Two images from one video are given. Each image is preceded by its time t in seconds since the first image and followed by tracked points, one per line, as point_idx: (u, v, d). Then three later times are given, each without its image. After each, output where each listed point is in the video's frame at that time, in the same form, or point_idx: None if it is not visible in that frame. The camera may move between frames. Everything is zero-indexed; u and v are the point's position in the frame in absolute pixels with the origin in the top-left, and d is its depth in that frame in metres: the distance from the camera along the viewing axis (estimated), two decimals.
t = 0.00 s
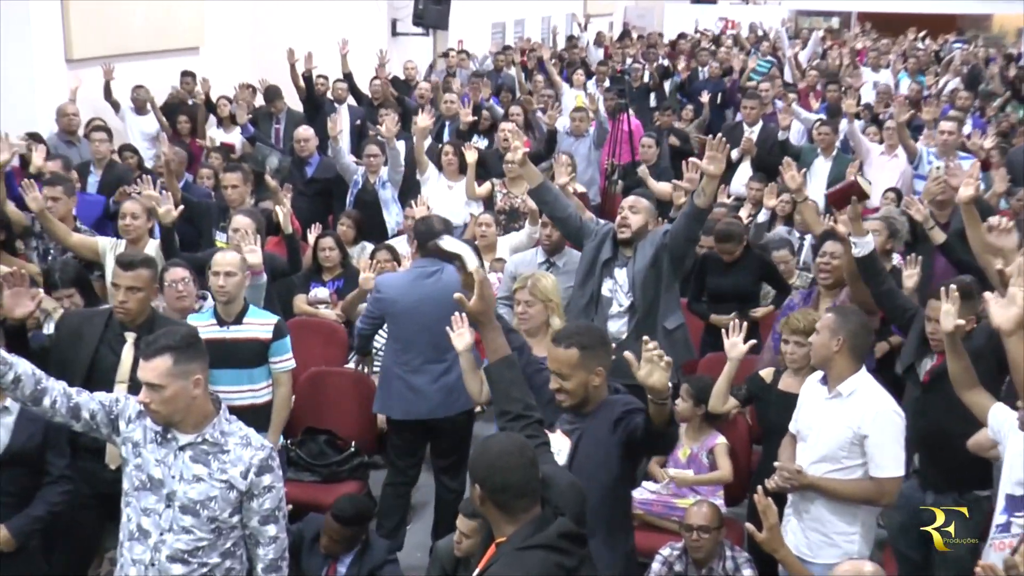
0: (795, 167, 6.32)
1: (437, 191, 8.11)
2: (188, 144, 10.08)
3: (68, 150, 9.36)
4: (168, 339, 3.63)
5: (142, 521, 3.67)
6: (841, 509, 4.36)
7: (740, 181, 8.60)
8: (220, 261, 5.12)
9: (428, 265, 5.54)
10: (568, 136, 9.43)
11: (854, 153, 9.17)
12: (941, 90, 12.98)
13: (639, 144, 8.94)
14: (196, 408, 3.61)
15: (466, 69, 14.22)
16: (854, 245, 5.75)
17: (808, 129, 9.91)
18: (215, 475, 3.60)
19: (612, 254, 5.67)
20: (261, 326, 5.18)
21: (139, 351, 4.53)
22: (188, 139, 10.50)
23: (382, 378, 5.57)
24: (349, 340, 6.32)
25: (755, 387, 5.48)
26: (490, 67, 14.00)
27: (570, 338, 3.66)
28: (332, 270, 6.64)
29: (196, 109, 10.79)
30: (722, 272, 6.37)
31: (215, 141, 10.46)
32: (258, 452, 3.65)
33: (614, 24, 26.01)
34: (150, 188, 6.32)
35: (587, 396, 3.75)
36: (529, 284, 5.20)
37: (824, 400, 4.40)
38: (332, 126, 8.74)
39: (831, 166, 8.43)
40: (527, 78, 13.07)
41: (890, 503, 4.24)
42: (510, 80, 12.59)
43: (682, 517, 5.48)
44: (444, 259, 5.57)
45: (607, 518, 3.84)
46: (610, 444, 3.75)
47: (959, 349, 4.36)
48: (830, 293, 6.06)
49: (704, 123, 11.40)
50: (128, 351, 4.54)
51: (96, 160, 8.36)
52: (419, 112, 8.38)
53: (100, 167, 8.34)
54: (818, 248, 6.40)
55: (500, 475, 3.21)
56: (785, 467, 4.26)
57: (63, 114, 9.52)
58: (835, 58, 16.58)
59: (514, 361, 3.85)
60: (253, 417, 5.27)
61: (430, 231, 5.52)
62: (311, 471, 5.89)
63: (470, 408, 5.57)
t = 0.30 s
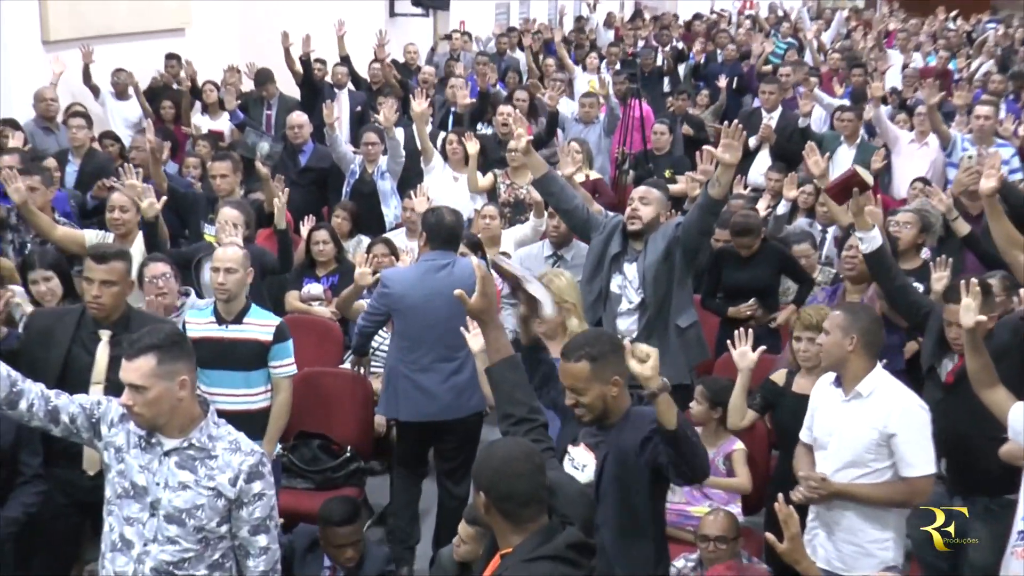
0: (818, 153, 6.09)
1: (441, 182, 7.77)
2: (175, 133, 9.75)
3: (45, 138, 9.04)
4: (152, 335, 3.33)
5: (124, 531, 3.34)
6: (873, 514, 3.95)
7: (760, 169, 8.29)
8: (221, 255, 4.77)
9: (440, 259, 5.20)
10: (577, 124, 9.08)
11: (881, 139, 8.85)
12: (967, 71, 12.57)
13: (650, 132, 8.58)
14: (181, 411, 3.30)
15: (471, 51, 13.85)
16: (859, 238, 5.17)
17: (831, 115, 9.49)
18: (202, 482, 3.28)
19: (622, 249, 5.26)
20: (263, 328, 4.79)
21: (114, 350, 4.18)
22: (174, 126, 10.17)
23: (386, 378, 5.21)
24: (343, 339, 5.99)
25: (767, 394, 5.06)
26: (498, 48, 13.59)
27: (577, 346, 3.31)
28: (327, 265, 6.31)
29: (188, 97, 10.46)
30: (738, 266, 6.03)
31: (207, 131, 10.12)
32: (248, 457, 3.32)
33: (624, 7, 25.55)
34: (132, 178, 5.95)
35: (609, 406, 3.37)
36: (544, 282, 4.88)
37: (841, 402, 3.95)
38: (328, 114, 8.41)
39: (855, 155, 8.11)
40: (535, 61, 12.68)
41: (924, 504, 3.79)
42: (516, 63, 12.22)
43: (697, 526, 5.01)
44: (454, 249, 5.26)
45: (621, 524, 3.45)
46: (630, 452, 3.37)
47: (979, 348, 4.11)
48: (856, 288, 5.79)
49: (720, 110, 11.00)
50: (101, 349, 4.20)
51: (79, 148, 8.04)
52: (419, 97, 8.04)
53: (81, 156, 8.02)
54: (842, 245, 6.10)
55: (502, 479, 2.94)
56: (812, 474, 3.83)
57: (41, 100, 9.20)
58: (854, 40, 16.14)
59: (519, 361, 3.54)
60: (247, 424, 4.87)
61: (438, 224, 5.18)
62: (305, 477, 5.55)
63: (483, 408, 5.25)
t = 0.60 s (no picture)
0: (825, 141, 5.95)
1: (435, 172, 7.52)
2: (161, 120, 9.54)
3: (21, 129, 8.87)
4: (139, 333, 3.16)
5: (104, 538, 3.14)
6: (898, 518, 3.73)
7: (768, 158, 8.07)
8: (218, 251, 4.50)
9: (438, 251, 4.95)
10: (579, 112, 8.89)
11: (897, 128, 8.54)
12: (983, 52, 12.27)
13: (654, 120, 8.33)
14: (162, 411, 3.11)
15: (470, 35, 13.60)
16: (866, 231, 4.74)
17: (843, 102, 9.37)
18: (186, 487, 3.10)
19: (625, 242, 4.99)
20: (257, 327, 4.49)
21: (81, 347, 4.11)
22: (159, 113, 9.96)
23: (383, 376, 4.96)
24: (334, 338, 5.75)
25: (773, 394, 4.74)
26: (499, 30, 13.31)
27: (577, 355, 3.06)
28: (317, 260, 6.07)
29: (173, 82, 10.25)
30: (746, 260, 5.79)
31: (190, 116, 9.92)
32: (235, 461, 3.14)
33: None
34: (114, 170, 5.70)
35: (621, 417, 3.11)
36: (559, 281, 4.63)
37: (859, 406, 3.72)
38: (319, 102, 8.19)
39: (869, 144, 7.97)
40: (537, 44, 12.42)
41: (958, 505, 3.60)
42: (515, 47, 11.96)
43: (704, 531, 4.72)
44: (454, 242, 4.99)
45: (625, 544, 3.20)
46: (641, 460, 3.12)
47: (987, 348, 3.94)
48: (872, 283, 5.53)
49: (728, 96, 10.73)
50: (70, 347, 4.11)
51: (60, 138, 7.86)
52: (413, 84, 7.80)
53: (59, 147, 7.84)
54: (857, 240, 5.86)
55: (503, 485, 2.72)
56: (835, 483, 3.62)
57: (17, 87, 9.01)
58: (864, 23, 15.84)
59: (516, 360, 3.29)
60: (235, 428, 4.52)
61: (437, 217, 4.92)
62: (294, 482, 5.25)
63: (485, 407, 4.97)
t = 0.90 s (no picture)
0: (827, 133, 5.71)
1: (422, 165, 7.25)
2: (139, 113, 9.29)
3: None
4: (119, 334, 3.03)
5: (78, 549, 3.02)
6: (919, 535, 3.51)
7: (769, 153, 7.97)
8: (199, 249, 4.21)
9: (426, 247, 4.71)
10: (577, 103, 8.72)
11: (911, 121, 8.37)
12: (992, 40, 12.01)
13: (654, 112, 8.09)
14: (130, 416, 2.97)
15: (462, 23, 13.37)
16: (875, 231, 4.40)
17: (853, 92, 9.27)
18: (161, 499, 2.97)
19: (624, 239, 4.74)
20: (239, 329, 4.20)
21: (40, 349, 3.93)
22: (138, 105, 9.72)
23: (367, 375, 4.71)
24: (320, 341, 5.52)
25: (774, 402, 4.42)
26: (495, 17, 13.05)
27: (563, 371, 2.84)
28: (302, 258, 5.85)
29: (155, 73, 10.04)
30: (750, 257, 5.56)
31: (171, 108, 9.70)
32: (214, 473, 2.99)
33: None
34: (90, 165, 5.45)
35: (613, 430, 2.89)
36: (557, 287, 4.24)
37: (887, 412, 3.53)
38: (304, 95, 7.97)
39: (878, 136, 7.79)
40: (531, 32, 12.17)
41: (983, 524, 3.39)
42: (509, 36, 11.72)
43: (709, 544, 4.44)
44: (444, 238, 4.75)
45: (625, 555, 2.89)
46: (638, 474, 2.87)
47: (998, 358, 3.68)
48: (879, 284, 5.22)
49: (730, 86, 10.47)
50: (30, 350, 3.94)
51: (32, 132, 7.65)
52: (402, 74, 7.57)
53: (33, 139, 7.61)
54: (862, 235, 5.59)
55: (496, 488, 2.51)
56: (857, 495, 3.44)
57: None
58: (867, 11, 15.59)
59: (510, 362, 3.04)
60: (212, 435, 4.23)
61: (427, 212, 4.69)
62: (276, 491, 4.98)
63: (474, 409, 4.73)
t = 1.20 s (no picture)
0: (831, 122, 5.47)
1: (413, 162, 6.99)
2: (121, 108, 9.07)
3: None
4: (94, 338, 2.94)
5: (53, 561, 2.97)
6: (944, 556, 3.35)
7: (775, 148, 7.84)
8: (176, 248, 3.97)
9: (412, 244, 4.48)
10: (577, 97, 8.50)
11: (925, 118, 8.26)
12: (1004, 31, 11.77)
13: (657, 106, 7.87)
14: (99, 422, 2.90)
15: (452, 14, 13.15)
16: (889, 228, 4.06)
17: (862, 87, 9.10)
18: (136, 512, 2.90)
19: (624, 239, 4.48)
20: (223, 332, 3.99)
21: None
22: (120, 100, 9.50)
23: (355, 373, 4.51)
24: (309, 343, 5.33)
25: (781, 411, 4.22)
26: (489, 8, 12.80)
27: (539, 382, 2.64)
28: (289, 258, 5.64)
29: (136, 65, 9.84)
30: (760, 260, 5.38)
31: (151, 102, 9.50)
32: (192, 487, 2.91)
33: None
34: (68, 163, 5.23)
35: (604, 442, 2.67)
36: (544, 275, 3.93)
37: (916, 423, 3.38)
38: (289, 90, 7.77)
39: (887, 131, 7.65)
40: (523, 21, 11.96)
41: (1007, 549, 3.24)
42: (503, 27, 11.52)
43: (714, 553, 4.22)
44: (430, 234, 4.54)
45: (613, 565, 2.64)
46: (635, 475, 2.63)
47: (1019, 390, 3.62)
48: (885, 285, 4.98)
49: (734, 80, 10.23)
50: None
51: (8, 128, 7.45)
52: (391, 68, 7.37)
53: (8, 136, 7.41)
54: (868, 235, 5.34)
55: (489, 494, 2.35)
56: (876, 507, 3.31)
57: None
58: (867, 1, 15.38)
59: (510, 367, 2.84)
60: (196, 443, 4.02)
61: (410, 208, 4.49)
62: (263, 501, 4.74)
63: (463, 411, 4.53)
